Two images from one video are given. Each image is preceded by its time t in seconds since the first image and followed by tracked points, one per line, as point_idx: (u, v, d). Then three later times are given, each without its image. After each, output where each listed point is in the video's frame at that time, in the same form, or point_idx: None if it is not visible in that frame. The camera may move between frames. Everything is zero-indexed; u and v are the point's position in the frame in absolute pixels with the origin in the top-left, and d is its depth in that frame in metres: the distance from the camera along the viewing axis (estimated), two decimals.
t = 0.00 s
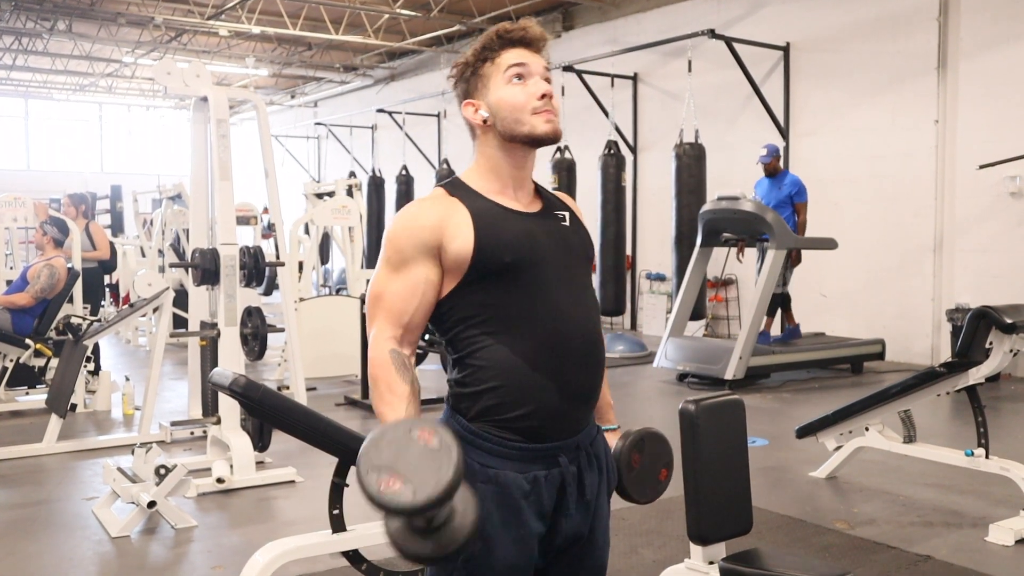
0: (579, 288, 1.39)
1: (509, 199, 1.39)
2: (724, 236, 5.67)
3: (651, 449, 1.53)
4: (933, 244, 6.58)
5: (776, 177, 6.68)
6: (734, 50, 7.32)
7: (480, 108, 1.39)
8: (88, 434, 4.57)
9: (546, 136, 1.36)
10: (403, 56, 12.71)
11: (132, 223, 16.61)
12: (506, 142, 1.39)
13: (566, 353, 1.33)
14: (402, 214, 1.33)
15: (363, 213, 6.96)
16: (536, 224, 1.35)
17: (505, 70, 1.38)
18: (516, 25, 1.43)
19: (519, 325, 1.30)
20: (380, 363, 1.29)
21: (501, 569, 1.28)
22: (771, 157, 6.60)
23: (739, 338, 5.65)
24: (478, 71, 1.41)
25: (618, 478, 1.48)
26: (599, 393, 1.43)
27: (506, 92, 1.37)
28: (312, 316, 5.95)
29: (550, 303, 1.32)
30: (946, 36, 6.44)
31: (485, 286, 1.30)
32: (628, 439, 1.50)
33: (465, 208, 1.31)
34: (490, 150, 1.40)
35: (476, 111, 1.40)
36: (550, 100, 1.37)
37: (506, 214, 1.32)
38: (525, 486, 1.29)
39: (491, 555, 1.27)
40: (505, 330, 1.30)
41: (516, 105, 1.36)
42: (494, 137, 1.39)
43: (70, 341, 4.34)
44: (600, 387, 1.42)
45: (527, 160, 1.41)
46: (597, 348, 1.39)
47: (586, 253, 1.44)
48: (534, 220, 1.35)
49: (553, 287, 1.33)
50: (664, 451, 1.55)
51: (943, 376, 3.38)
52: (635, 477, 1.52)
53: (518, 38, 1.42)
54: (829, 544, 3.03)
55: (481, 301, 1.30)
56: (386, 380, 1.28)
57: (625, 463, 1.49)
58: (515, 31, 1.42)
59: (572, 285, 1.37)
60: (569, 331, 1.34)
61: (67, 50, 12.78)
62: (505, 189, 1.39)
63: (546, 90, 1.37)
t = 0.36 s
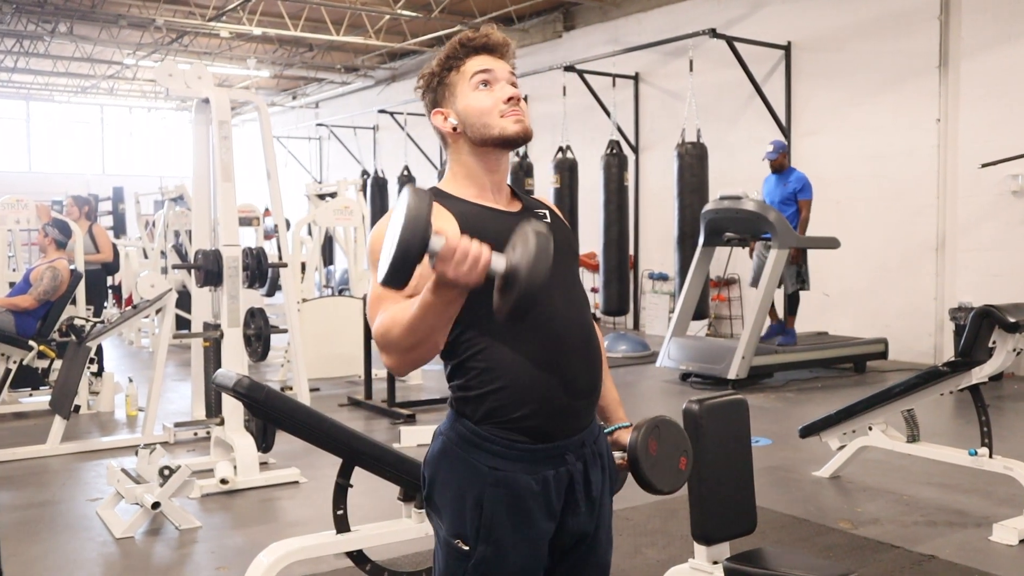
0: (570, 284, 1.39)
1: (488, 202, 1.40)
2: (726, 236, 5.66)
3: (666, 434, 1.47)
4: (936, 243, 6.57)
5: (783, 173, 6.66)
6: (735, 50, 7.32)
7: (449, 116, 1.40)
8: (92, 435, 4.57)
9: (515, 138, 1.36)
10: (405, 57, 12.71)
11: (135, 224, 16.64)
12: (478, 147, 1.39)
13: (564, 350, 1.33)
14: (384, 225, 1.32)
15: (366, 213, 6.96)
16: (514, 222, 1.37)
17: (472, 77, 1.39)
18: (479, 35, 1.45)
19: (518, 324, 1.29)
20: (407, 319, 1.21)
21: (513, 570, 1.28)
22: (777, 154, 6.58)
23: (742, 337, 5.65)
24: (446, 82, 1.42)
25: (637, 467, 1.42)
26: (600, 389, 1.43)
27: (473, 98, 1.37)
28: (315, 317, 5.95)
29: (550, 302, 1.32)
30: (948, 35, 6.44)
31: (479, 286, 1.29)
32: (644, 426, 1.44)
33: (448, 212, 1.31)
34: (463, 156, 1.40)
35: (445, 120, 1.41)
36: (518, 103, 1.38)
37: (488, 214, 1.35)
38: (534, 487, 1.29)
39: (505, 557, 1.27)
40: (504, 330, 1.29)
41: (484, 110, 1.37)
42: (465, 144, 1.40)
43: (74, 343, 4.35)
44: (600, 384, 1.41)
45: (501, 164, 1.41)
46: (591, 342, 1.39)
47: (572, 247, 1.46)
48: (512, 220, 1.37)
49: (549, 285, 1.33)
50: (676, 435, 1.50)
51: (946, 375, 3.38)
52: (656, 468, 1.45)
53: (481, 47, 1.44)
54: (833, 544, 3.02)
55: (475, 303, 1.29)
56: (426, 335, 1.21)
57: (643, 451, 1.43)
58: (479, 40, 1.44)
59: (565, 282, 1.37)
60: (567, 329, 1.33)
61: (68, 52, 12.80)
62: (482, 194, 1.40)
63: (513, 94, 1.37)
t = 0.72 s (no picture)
0: (586, 284, 1.38)
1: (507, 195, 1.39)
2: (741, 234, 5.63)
3: (666, 451, 1.54)
4: (953, 242, 6.52)
5: (791, 173, 6.66)
6: (751, 48, 7.29)
7: (470, 107, 1.40)
8: (107, 429, 4.61)
9: (537, 129, 1.36)
10: (421, 54, 12.72)
11: (151, 219, 16.74)
12: (499, 139, 1.39)
13: (575, 351, 1.32)
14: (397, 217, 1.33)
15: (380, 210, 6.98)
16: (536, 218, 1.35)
17: (493, 67, 1.39)
18: (501, 25, 1.45)
19: (529, 323, 1.29)
20: (418, 300, 1.21)
21: (521, 571, 1.27)
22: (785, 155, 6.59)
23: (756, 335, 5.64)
24: (467, 72, 1.42)
25: (634, 481, 1.49)
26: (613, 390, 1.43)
27: (494, 88, 1.37)
28: (329, 313, 5.98)
29: (562, 302, 1.32)
30: (967, 33, 6.38)
31: (491, 282, 1.28)
32: (646, 443, 1.50)
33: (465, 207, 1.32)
34: (485, 146, 1.41)
35: (466, 111, 1.41)
36: (539, 93, 1.37)
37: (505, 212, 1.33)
38: (543, 487, 1.28)
39: (509, 556, 1.26)
40: (515, 329, 1.29)
41: (505, 101, 1.36)
42: (486, 135, 1.40)
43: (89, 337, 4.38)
44: (613, 385, 1.41)
45: (522, 154, 1.41)
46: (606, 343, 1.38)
47: (591, 248, 1.44)
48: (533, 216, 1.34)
49: (562, 285, 1.33)
50: (675, 452, 1.56)
51: (961, 375, 3.36)
52: (650, 482, 1.52)
53: (504, 37, 1.44)
54: (846, 545, 3.00)
55: (486, 300, 1.29)
56: (439, 317, 1.21)
57: (642, 467, 1.50)
58: (501, 30, 1.44)
59: (581, 283, 1.36)
60: (580, 328, 1.33)
61: (86, 47, 12.88)
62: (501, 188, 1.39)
63: (535, 84, 1.37)
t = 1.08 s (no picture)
0: (603, 258, 1.36)
1: (534, 168, 1.38)
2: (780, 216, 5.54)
3: (688, 424, 1.48)
4: (1000, 228, 6.34)
5: (833, 153, 6.52)
6: (797, 26, 7.12)
7: (499, 77, 1.38)
8: (145, 395, 4.70)
9: (567, 102, 1.35)
10: (463, 29, 12.64)
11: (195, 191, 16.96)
12: (528, 111, 1.37)
13: (586, 324, 1.32)
14: (424, 186, 1.33)
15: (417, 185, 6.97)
16: (562, 196, 1.33)
17: (523, 37, 1.37)
18: None
19: (543, 297, 1.29)
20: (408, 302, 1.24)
21: (527, 542, 1.27)
22: (827, 134, 6.44)
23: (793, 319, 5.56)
24: (497, 42, 1.40)
25: (652, 455, 1.45)
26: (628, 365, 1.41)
27: (525, 58, 1.35)
28: (364, 287, 6.01)
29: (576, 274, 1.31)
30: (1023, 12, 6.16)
31: (511, 256, 1.28)
32: (664, 416, 1.45)
33: (489, 179, 1.30)
34: (513, 118, 1.38)
35: (495, 81, 1.39)
36: (570, 66, 1.36)
37: (530, 185, 1.31)
38: (551, 459, 1.27)
39: (517, 526, 1.26)
40: (529, 299, 1.28)
41: (536, 71, 1.35)
42: (515, 106, 1.38)
43: (128, 305, 4.45)
44: (626, 360, 1.40)
45: (550, 127, 1.40)
46: (619, 317, 1.37)
47: (613, 224, 1.42)
48: (560, 193, 1.33)
49: (577, 257, 1.31)
50: (699, 424, 1.50)
51: (1000, 363, 3.27)
52: (673, 455, 1.48)
53: (536, 7, 1.41)
54: (874, 531, 2.95)
55: (502, 271, 1.29)
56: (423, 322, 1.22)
57: (660, 440, 1.45)
58: None
59: (598, 256, 1.35)
60: (593, 302, 1.32)
61: (133, 20, 13.02)
62: (529, 160, 1.38)
63: (566, 56, 1.36)
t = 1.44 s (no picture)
0: (586, 251, 1.33)
1: (525, 153, 1.34)
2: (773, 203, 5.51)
3: (652, 413, 1.48)
4: (994, 217, 6.31)
5: (832, 142, 6.47)
6: (793, 12, 7.07)
7: (496, 55, 1.34)
8: (131, 379, 4.68)
9: (565, 84, 1.30)
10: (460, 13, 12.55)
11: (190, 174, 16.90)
12: (524, 91, 1.33)
13: (560, 318, 1.29)
14: (412, 157, 1.30)
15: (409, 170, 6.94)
16: (550, 183, 1.29)
17: (522, 13, 1.32)
18: None
19: (519, 287, 1.26)
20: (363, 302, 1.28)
21: (487, 534, 1.26)
22: (827, 121, 6.39)
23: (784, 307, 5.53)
24: (495, 17, 1.35)
25: (616, 445, 1.45)
26: (603, 356, 1.39)
27: (522, 35, 1.31)
28: (353, 272, 5.99)
29: (552, 266, 1.28)
30: None
31: (491, 244, 1.26)
32: (630, 407, 1.44)
33: (477, 160, 1.27)
34: (508, 96, 1.35)
35: (492, 58, 1.34)
36: (569, 44, 1.31)
37: (516, 167, 1.27)
38: (513, 451, 1.26)
39: (476, 518, 1.25)
40: (500, 289, 1.26)
41: (533, 49, 1.30)
42: (511, 85, 1.34)
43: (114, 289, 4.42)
44: (600, 351, 1.37)
45: (546, 109, 1.36)
46: (598, 310, 1.34)
47: (601, 218, 1.38)
48: (544, 179, 1.29)
49: (555, 249, 1.28)
50: (662, 412, 1.50)
51: (987, 353, 3.26)
52: (634, 443, 1.48)
53: None
54: (856, 520, 2.94)
55: (478, 259, 1.26)
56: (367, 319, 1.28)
57: (624, 430, 1.45)
58: None
59: (579, 249, 1.32)
60: (570, 295, 1.29)
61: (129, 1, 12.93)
62: (521, 145, 1.35)
63: (565, 35, 1.31)
